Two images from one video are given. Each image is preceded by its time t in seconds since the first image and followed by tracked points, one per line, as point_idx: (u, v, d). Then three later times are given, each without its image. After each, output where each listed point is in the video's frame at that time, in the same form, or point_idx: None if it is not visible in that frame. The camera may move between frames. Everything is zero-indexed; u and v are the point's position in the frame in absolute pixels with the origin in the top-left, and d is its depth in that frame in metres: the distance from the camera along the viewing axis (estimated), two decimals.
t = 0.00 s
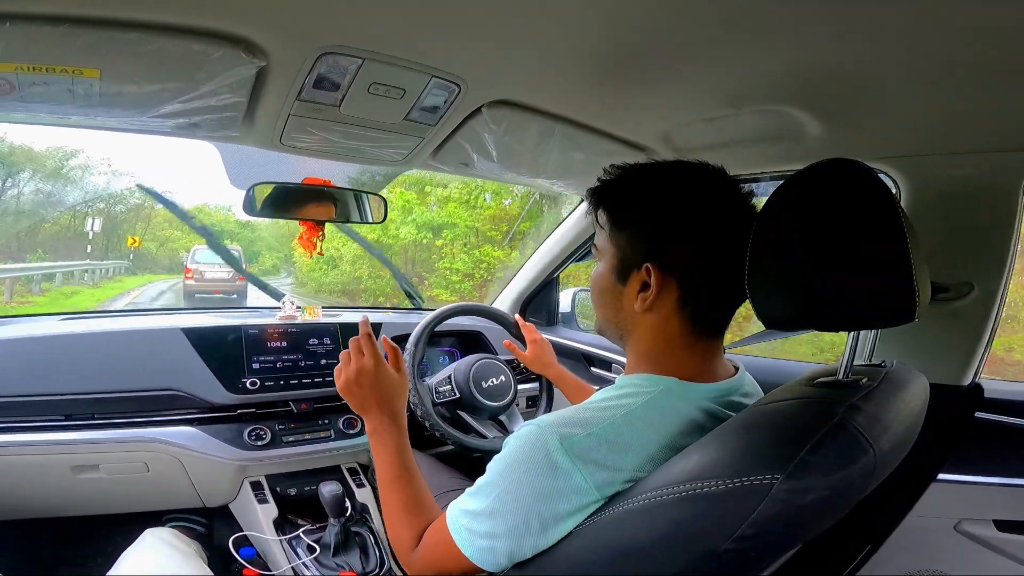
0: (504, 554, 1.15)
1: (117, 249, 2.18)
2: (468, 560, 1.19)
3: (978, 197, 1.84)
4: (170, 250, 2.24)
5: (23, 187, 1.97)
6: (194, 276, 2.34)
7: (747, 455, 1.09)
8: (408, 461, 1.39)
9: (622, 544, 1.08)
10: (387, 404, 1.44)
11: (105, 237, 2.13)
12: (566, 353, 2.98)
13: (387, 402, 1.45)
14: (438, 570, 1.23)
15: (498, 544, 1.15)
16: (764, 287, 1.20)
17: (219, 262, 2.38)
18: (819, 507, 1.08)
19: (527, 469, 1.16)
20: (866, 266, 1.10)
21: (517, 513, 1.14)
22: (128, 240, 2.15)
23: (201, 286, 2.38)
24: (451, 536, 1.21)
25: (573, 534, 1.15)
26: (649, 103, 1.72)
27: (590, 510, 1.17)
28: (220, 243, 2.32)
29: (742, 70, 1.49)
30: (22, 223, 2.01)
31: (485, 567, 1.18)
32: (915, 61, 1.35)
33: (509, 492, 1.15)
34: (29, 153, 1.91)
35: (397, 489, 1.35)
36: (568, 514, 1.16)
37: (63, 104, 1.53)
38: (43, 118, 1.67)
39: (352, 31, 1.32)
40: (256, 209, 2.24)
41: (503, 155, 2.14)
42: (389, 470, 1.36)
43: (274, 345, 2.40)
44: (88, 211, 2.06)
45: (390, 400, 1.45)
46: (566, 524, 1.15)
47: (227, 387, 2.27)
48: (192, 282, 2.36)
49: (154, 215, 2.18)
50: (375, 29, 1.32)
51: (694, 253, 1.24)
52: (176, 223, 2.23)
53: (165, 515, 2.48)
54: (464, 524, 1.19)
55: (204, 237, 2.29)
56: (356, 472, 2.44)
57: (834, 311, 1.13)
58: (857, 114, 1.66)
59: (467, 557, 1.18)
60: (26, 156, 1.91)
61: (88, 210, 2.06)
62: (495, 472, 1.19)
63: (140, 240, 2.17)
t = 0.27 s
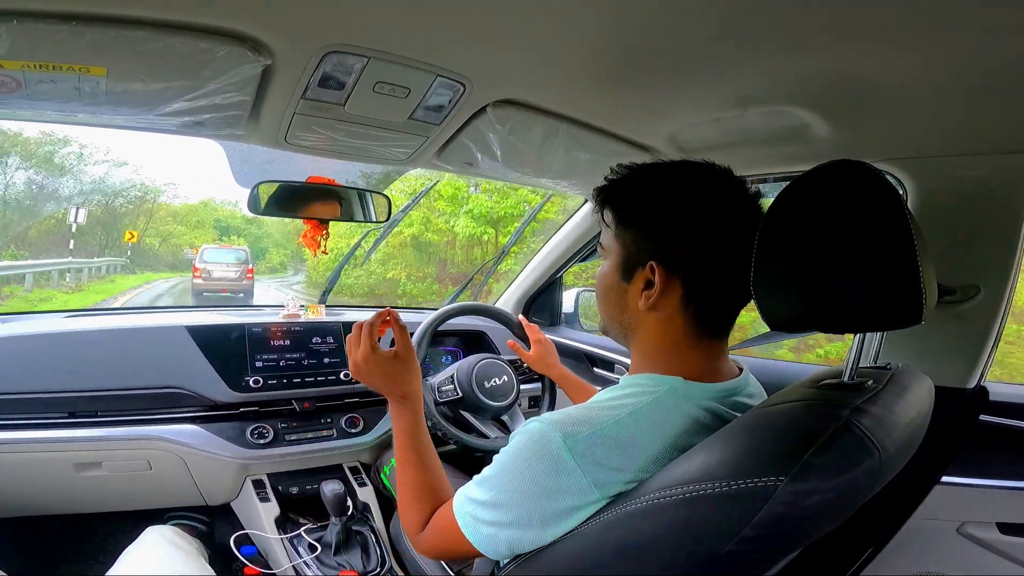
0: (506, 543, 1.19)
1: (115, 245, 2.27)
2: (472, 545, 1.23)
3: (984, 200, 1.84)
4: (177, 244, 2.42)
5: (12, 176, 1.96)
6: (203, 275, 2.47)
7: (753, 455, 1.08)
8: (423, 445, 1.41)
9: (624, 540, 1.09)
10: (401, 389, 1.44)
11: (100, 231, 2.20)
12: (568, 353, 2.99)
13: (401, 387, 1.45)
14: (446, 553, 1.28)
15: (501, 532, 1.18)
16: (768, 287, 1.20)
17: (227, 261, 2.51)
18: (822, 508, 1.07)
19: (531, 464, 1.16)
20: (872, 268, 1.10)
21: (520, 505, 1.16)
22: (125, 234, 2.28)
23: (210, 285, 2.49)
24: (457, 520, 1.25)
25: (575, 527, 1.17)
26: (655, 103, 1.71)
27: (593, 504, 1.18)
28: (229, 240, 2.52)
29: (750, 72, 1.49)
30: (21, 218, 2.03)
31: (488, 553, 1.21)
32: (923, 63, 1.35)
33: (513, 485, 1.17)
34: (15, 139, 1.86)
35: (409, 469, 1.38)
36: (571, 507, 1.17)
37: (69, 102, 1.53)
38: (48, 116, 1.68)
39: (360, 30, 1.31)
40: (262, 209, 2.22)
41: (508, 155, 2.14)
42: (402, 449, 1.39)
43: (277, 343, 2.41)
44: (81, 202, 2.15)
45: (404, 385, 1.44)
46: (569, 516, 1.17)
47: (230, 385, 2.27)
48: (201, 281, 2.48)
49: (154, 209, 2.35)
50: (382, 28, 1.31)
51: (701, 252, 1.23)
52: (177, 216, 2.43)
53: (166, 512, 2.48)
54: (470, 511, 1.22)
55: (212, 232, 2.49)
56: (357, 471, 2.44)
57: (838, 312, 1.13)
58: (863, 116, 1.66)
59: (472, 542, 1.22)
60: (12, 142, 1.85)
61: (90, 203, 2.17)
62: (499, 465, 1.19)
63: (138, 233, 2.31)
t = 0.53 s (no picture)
0: (511, 537, 1.19)
1: (113, 239, 2.20)
2: (479, 538, 1.23)
3: (991, 202, 1.85)
4: (176, 239, 2.28)
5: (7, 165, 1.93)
6: (212, 271, 2.42)
7: (764, 455, 1.08)
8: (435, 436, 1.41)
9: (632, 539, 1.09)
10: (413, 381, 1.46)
11: (97, 222, 2.14)
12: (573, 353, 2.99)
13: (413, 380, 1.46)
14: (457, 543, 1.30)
15: (509, 527, 1.19)
16: (777, 289, 1.20)
17: (237, 258, 2.46)
18: (832, 508, 1.06)
19: (539, 461, 1.16)
20: (882, 271, 1.10)
21: (528, 500, 1.17)
22: (121, 225, 2.17)
23: (218, 281, 2.46)
24: (466, 514, 1.26)
25: (583, 524, 1.17)
26: (664, 104, 1.72)
27: (600, 502, 1.18)
28: (236, 236, 2.41)
29: (759, 73, 1.49)
30: (25, 213, 2.02)
31: (495, 548, 1.22)
32: (932, 65, 1.36)
33: (522, 481, 1.17)
34: None
35: (423, 462, 1.39)
36: (579, 504, 1.17)
37: (81, 98, 1.53)
38: (60, 113, 1.68)
39: (372, 29, 1.32)
40: (268, 206, 2.21)
41: (516, 155, 2.14)
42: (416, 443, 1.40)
43: (282, 341, 2.41)
44: (73, 188, 2.05)
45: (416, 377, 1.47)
46: (576, 513, 1.17)
47: (236, 383, 2.27)
48: (209, 278, 2.44)
49: (155, 201, 2.22)
50: (395, 27, 1.32)
51: (711, 254, 1.24)
52: (179, 207, 2.29)
53: (171, 509, 2.49)
54: (479, 504, 1.24)
55: (217, 225, 2.36)
56: (361, 470, 2.45)
57: (847, 314, 1.13)
58: (872, 117, 1.66)
59: (479, 536, 1.23)
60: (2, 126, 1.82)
61: (79, 194, 2.08)
62: (507, 461, 1.19)
63: (135, 225, 2.19)
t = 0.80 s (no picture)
0: (511, 532, 1.21)
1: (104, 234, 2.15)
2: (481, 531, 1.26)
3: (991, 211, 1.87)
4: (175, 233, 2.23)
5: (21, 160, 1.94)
6: (222, 270, 2.39)
7: (763, 459, 1.09)
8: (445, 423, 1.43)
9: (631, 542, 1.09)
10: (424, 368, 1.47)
11: (88, 215, 2.09)
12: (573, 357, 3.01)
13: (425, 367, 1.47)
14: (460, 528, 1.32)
15: (510, 523, 1.21)
16: (780, 295, 1.21)
17: (247, 257, 2.40)
18: (831, 512, 1.07)
19: (541, 459, 1.18)
20: (884, 277, 1.11)
21: (530, 498, 1.19)
22: (111, 218, 2.14)
23: (226, 279, 2.44)
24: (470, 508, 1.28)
25: (583, 524, 1.18)
26: (669, 110, 1.73)
27: (602, 504, 1.19)
28: (243, 232, 2.35)
29: (763, 80, 1.51)
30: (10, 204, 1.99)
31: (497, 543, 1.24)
32: (934, 74, 1.37)
33: (524, 478, 1.19)
34: None
35: (432, 453, 1.41)
36: (580, 504, 1.19)
37: (92, 97, 1.54)
38: (70, 111, 1.69)
39: (382, 32, 1.33)
40: (270, 206, 2.22)
41: (520, 158, 2.15)
42: (427, 433, 1.41)
43: (284, 341, 2.41)
44: (64, 179, 2.01)
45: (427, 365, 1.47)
46: (577, 512, 1.19)
47: (237, 382, 2.27)
48: (218, 276, 2.41)
49: (155, 194, 2.17)
50: (404, 31, 1.33)
51: (714, 261, 1.25)
52: (181, 201, 2.22)
53: (170, 508, 2.49)
54: (482, 500, 1.26)
55: (221, 218, 2.29)
56: (361, 471, 2.45)
57: (850, 321, 1.14)
58: (874, 125, 1.68)
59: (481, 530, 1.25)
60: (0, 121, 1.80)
61: (73, 184, 2.03)
62: (509, 461, 1.21)
63: (128, 217, 2.16)
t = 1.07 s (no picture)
0: (504, 529, 1.23)
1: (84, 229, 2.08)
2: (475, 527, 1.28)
3: (983, 218, 1.89)
4: (174, 232, 2.18)
5: (15, 161, 1.93)
6: (229, 271, 2.41)
7: (754, 465, 1.09)
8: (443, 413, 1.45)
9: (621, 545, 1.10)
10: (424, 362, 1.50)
11: (66, 210, 2.02)
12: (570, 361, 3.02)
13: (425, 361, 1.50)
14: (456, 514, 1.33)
15: (503, 521, 1.23)
16: (774, 302, 1.21)
17: (253, 259, 2.45)
18: (820, 517, 1.08)
19: (535, 459, 1.20)
20: (877, 285, 1.12)
21: (523, 497, 1.20)
22: (91, 212, 2.05)
23: (234, 280, 2.45)
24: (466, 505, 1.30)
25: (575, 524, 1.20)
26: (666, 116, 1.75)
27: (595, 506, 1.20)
28: (244, 230, 2.32)
29: (758, 87, 1.53)
30: None
31: (491, 538, 1.26)
32: (927, 82, 1.39)
33: (518, 478, 1.20)
34: None
35: (431, 440, 1.42)
36: (572, 506, 1.20)
37: (92, 99, 1.54)
38: (71, 112, 1.70)
39: (381, 37, 1.34)
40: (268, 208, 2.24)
41: (517, 163, 2.16)
42: (428, 420, 1.42)
43: (280, 343, 2.41)
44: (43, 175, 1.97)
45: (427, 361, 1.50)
46: (569, 513, 1.20)
47: (233, 384, 2.27)
48: (226, 277, 2.43)
49: (149, 189, 2.12)
50: (403, 35, 1.34)
51: (709, 267, 1.26)
52: (177, 196, 2.18)
53: (164, 509, 2.49)
54: (477, 497, 1.28)
55: (221, 216, 2.24)
56: (356, 473, 2.46)
57: (843, 328, 1.15)
58: (869, 132, 1.70)
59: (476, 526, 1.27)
60: None
61: (59, 176, 1.99)
62: (505, 462, 1.23)
63: (112, 208, 2.08)
